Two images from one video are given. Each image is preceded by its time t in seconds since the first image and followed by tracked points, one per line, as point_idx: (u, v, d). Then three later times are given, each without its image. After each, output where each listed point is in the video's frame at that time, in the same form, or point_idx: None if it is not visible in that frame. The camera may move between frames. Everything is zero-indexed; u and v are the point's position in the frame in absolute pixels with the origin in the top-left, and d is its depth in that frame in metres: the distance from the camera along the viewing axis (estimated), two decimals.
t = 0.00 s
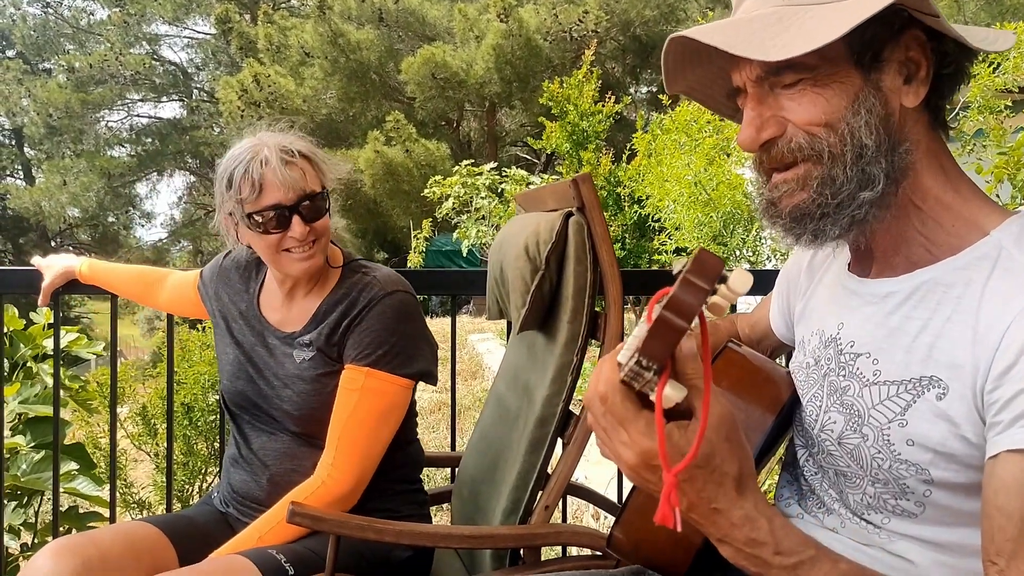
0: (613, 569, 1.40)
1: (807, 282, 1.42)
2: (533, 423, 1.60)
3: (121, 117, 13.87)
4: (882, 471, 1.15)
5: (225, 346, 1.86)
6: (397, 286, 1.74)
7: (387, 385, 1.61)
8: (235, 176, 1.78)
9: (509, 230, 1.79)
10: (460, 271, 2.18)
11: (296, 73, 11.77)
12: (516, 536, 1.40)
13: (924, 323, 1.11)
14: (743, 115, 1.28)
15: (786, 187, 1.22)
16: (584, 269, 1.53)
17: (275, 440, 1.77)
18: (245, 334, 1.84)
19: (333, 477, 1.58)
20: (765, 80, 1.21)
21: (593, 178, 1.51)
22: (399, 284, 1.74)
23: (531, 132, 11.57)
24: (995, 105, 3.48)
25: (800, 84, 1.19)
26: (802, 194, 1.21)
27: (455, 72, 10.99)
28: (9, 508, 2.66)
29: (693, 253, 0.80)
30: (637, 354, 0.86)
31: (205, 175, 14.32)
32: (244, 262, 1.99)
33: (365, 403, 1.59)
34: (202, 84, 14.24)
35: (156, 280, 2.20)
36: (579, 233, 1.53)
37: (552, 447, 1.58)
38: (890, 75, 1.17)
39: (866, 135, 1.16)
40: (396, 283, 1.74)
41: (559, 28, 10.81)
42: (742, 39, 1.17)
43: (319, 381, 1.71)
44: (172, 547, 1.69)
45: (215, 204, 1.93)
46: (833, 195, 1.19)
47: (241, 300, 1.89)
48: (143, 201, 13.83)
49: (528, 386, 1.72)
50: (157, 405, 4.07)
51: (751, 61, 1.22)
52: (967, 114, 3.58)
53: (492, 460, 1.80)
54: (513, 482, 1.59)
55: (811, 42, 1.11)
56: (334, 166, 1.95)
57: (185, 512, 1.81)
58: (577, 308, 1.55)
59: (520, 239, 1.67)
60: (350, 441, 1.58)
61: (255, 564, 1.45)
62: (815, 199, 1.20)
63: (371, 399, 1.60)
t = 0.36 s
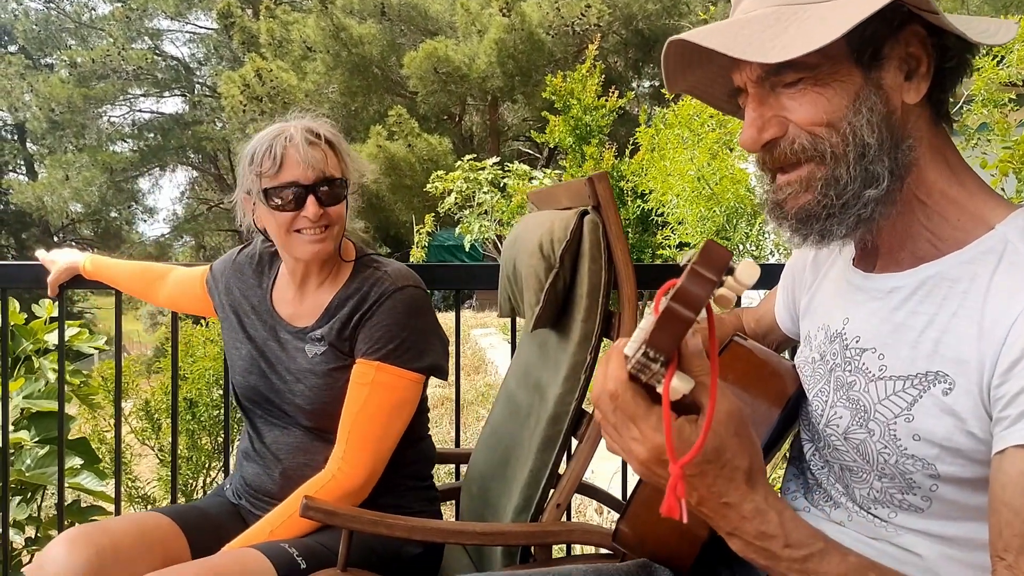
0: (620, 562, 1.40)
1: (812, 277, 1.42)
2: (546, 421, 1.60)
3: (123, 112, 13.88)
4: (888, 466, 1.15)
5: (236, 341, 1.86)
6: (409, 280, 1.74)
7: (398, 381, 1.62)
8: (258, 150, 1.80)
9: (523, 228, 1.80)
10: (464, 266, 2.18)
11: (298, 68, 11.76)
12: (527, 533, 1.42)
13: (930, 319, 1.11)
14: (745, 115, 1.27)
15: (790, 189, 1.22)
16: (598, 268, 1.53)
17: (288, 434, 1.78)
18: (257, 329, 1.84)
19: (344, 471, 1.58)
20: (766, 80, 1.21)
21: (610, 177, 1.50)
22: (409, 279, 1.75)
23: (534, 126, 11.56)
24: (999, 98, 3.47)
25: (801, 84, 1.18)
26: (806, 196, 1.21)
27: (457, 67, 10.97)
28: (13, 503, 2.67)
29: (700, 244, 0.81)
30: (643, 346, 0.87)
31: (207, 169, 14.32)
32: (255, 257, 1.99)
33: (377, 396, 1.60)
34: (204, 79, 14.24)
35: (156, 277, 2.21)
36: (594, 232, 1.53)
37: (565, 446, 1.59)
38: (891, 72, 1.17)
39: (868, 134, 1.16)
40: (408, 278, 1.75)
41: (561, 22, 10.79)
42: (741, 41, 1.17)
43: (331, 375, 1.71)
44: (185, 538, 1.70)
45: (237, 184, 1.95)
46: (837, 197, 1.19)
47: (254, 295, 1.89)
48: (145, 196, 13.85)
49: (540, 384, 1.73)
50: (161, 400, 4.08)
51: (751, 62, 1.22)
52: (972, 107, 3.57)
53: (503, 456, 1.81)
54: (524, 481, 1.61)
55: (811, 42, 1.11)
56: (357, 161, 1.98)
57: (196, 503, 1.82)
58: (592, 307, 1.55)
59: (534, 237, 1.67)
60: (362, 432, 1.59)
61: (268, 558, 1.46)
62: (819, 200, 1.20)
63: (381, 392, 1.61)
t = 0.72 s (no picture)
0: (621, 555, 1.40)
1: (815, 271, 1.43)
2: (557, 423, 1.61)
3: (124, 107, 13.87)
4: (890, 461, 1.15)
5: (245, 340, 1.87)
6: (412, 270, 1.75)
7: (408, 369, 1.62)
8: (249, 152, 1.83)
9: (540, 228, 1.81)
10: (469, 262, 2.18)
11: (299, 63, 11.75)
12: (536, 532, 1.42)
13: (932, 314, 1.11)
14: (751, 107, 1.27)
15: (796, 181, 1.22)
16: (614, 270, 1.54)
17: (301, 428, 1.79)
18: (266, 327, 1.85)
19: (348, 464, 1.58)
20: (771, 73, 1.21)
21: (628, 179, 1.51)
22: (412, 268, 1.75)
23: (535, 121, 11.56)
24: (1002, 93, 3.48)
25: (806, 76, 1.18)
26: (812, 187, 1.21)
27: (458, 62, 10.96)
28: (13, 497, 2.67)
29: (705, 237, 0.79)
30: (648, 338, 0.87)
31: (208, 165, 14.32)
32: (263, 258, 1.99)
33: (380, 387, 1.60)
34: (205, 74, 14.28)
35: (161, 277, 2.21)
36: (611, 235, 1.53)
37: (575, 447, 1.60)
38: (896, 64, 1.17)
39: (874, 126, 1.15)
40: (410, 267, 1.75)
41: (563, 17, 10.79)
42: (746, 32, 1.16)
43: (339, 367, 1.71)
44: (195, 527, 1.71)
45: (234, 186, 1.97)
46: (842, 187, 1.19)
47: (261, 293, 1.90)
48: (146, 191, 13.85)
49: (551, 385, 1.75)
50: (164, 395, 4.09)
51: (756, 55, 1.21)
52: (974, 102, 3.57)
53: (512, 455, 1.82)
54: (534, 482, 1.62)
55: (817, 34, 1.10)
56: (350, 154, 1.99)
57: (207, 494, 1.83)
58: (607, 310, 1.55)
59: (552, 236, 1.67)
60: (369, 422, 1.59)
61: (279, 550, 1.47)
62: (826, 190, 1.20)
63: (383, 384, 1.60)
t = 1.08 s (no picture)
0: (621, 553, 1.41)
1: (809, 274, 1.42)
2: (558, 421, 1.62)
3: (121, 105, 13.85)
4: (885, 459, 1.14)
5: (247, 339, 1.88)
6: (415, 267, 1.76)
7: (411, 366, 1.63)
8: (240, 155, 1.85)
9: (541, 227, 1.82)
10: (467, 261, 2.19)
11: (296, 61, 11.75)
12: (538, 531, 1.43)
13: (922, 311, 1.09)
14: (744, 104, 1.27)
15: (790, 179, 1.22)
16: (616, 271, 1.55)
17: (304, 425, 1.80)
18: (268, 326, 1.86)
19: (352, 460, 1.59)
20: (764, 67, 1.21)
21: (631, 181, 1.50)
22: (416, 265, 1.76)
23: (532, 120, 11.57)
24: (998, 93, 3.49)
25: (802, 72, 1.18)
26: (807, 184, 1.21)
27: (455, 60, 10.96)
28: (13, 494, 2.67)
29: (725, 227, 0.83)
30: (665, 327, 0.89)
31: (205, 163, 14.32)
32: (264, 257, 2.00)
33: (384, 384, 1.61)
34: (202, 72, 14.30)
35: (154, 271, 2.23)
36: (613, 234, 1.54)
37: (576, 445, 1.62)
38: (890, 62, 1.16)
39: (867, 123, 1.14)
40: (413, 265, 1.76)
41: (560, 15, 10.80)
42: (743, 25, 1.17)
43: (342, 365, 1.72)
44: (196, 523, 1.72)
45: (230, 191, 1.97)
46: (837, 184, 1.18)
47: (263, 293, 1.91)
48: (142, 188, 13.83)
49: (552, 383, 1.76)
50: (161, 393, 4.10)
51: (752, 49, 1.21)
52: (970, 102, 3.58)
53: (512, 453, 1.84)
54: (534, 480, 1.64)
55: (815, 29, 1.10)
56: (343, 150, 2.00)
57: (209, 489, 1.84)
58: (608, 311, 1.56)
59: (554, 235, 1.68)
60: (372, 419, 1.60)
61: (281, 547, 1.47)
62: (820, 188, 1.20)
63: (388, 380, 1.61)
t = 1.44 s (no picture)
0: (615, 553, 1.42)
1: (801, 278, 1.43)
2: (553, 421, 1.63)
3: (115, 105, 13.81)
4: (875, 457, 1.14)
5: (243, 341, 1.89)
6: (409, 266, 1.77)
7: (405, 365, 1.64)
8: (224, 161, 1.86)
9: (536, 229, 1.83)
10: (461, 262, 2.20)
11: (291, 61, 11.73)
12: (533, 531, 1.45)
13: (909, 310, 1.10)
14: (734, 109, 1.27)
15: (783, 182, 1.22)
16: (610, 272, 1.55)
17: (300, 426, 1.80)
18: (263, 326, 1.87)
19: (350, 458, 1.60)
20: (753, 75, 1.21)
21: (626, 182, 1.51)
22: (409, 264, 1.77)
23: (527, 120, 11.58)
24: (991, 94, 3.51)
25: (790, 76, 1.18)
26: (799, 187, 1.21)
27: (450, 61, 10.96)
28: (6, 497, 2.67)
29: (751, 209, 0.83)
30: (688, 309, 0.88)
31: (200, 163, 14.29)
32: (258, 260, 2.01)
33: (379, 381, 1.62)
34: (196, 72, 14.27)
35: (149, 272, 2.22)
36: (608, 236, 1.55)
37: (571, 445, 1.62)
38: (874, 65, 1.17)
39: (855, 125, 1.15)
40: (407, 264, 1.77)
41: (554, 17, 10.68)
42: (731, 32, 1.18)
43: (338, 366, 1.73)
44: (193, 524, 1.72)
45: (219, 200, 1.99)
46: (829, 186, 1.18)
47: (258, 296, 1.92)
48: (137, 189, 13.78)
49: (547, 384, 1.77)
50: (154, 394, 4.09)
51: (740, 57, 1.22)
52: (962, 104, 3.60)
53: (508, 453, 1.84)
54: (529, 480, 1.64)
55: (801, 32, 1.11)
56: (328, 150, 2.01)
57: (204, 489, 1.84)
58: (602, 311, 1.57)
59: (549, 237, 1.69)
60: (369, 418, 1.60)
61: (277, 548, 1.48)
62: (812, 191, 1.20)
63: (383, 378, 1.62)
